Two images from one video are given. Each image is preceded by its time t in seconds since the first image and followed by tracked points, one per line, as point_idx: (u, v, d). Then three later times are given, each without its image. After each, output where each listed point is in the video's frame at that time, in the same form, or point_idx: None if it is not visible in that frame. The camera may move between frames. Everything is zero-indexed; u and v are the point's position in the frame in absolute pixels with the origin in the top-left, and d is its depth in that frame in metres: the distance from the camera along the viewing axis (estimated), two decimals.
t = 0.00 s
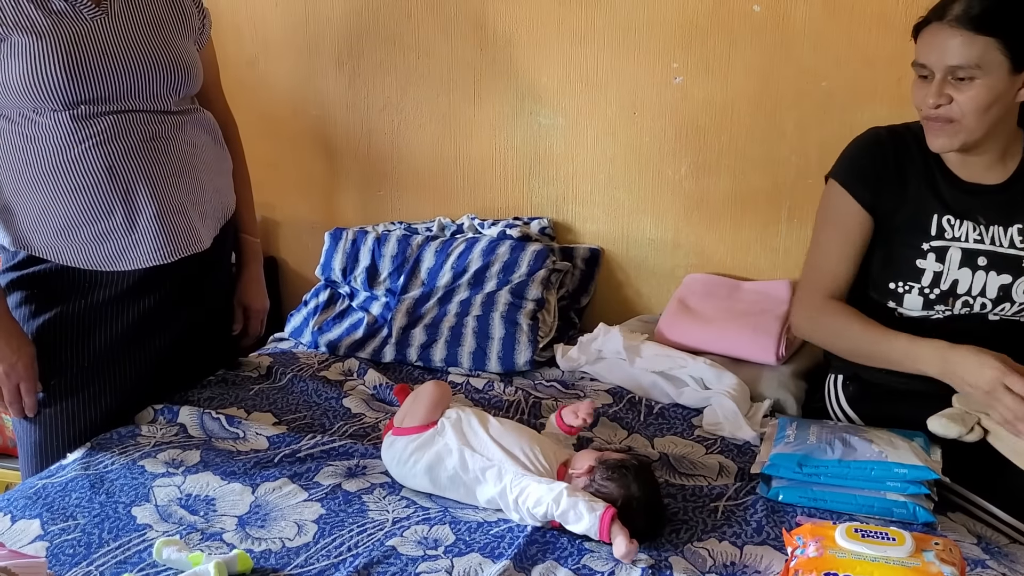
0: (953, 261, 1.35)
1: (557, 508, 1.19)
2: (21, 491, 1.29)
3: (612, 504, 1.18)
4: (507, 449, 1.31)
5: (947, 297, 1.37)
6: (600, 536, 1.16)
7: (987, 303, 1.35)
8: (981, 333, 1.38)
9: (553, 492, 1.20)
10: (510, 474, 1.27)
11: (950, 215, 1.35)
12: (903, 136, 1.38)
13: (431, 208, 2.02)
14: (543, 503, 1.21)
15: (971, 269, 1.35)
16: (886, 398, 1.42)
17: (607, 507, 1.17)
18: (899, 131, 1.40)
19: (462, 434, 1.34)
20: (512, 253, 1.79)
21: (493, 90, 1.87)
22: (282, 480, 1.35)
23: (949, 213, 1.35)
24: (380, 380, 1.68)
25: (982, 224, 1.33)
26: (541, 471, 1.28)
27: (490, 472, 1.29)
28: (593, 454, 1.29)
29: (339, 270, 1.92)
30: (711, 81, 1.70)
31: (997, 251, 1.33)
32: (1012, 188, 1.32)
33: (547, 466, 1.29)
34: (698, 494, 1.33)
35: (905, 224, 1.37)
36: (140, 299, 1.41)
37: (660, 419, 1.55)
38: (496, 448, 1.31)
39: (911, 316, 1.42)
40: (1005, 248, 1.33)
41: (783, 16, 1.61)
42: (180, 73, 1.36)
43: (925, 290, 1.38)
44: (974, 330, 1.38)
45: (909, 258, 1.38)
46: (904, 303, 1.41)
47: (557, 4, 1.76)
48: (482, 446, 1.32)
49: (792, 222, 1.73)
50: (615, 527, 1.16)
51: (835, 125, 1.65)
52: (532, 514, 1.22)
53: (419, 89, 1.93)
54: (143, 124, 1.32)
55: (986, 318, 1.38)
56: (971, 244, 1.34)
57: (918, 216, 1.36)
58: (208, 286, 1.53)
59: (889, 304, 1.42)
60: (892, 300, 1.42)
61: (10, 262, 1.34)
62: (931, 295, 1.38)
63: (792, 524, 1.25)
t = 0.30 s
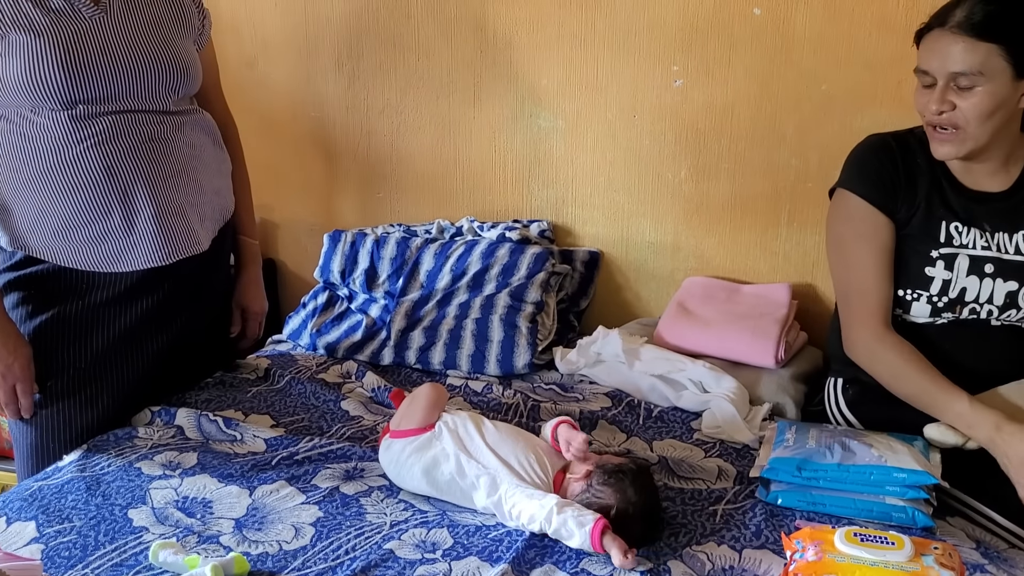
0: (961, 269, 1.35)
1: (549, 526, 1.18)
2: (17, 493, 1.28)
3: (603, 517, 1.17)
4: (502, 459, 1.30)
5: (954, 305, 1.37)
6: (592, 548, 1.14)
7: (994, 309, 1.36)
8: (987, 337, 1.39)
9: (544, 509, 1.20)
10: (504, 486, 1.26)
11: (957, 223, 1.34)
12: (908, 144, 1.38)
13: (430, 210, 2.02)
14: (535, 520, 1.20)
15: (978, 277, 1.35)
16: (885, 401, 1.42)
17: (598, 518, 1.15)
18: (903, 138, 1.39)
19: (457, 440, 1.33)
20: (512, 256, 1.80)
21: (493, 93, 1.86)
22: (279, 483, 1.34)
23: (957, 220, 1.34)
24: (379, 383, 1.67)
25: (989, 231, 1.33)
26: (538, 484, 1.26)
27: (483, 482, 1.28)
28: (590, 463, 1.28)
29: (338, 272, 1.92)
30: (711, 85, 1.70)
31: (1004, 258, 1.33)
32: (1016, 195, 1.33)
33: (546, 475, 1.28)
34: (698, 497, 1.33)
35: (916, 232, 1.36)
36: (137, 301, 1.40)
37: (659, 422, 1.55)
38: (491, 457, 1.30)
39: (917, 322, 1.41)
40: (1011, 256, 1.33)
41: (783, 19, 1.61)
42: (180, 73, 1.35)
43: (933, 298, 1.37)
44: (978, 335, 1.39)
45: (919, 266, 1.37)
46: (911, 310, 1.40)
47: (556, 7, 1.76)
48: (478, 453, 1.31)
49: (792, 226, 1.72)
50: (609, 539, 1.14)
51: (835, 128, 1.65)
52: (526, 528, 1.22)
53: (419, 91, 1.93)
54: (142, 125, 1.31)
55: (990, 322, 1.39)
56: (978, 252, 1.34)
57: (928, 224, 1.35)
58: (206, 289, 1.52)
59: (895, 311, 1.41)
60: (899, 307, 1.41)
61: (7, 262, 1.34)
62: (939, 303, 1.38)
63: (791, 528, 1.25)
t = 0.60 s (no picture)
0: (959, 269, 1.35)
1: (547, 517, 1.19)
2: (12, 491, 1.28)
3: (599, 504, 1.18)
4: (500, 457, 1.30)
5: (951, 305, 1.37)
6: (590, 536, 1.15)
7: (990, 310, 1.36)
8: (984, 338, 1.39)
9: (542, 500, 1.20)
10: (503, 483, 1.26)
11: (954, 223, 1.34)
12: (907, 144, 1.37)
13: (428, 209, 2.02)
14: (533, 513, 1.20)
15: (975, 277, 1.34)
16: (884, 402, 1.42)
17: (593, 506, 1.16)
18: (902, 137, 1.38)
19: (455, 439, 1.33)
20: (509, 255, 1.79)
21: (491, 91, 1.86)
22: (276, 482, 1.34)
23: (954, 220, 1.34)
24: (376, 381, 1.67)
25: (986, 232, 1.33)
26: (538, 481, 1.26)
27: (479, 480, 1.27)
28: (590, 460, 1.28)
29: (335, 271, 1.91)
30: (710, 84, 1.70)
31: (1001, 258, 1.33)
32: (1015, 195, 1.32)
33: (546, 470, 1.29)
34: (695, 497, 1.33)
35: (914, 232, 1.36)
36: (134, 298, 1.40)
37: (657, 422, 1.55)
38: (489, 455, 1.30)
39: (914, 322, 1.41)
40: (1009, 256, 1.33)
41: (782, 19, 1.61)
42: (177, 70, 1.35)
43: (930, 298, 1.37)
44: (976, 336, 1.39)
45: (916, 266, 1.37)
46: (908, 310, 1.40)
47: (555, 5, 1.76)
48: (475, 452, 1.31)
49: (790, 225, 1.72)
50: (605, 526, 1.15)
51: (833, 128, 1.64)
52: (525, 523, 1.22)
53: (417, 89, 1.93)
54: (140, 122, 1.31)
55: (988, 323, 1.39)
56: (975, 252, 1.34)
57: (925, 224, 1.35)
58: (203, 287, 1.51)
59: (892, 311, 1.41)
60: (895, 307, 1.41)
61: (4, 259, 1.33)
62: (936, 303, 1.38)
63: (789, 528, 1.24)
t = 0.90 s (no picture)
0: (956, 267, 1.34)
1: (565, 504, 1.17)
2: (6, 489, 1.27)
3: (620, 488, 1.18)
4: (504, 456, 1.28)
5: (948, 303, 1.37)
6: (612, 521, 1.15)
7: (987, 309, 1.36)
8: (980, 336, 1.39)
9: (557, 487, 1.19)
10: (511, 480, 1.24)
11: (953, 220, 1.34)
12: (907, 140, 1.37)
13: (424, 206, 2.01)
14: (550, 501, 1.19)
15: (973, 275, 1.34)
16: (881, 399, 1.41)
17: (615, 491, 1.16)
18: (902, 134, 1.38)
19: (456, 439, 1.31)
20: (506, 252, 1.79)
21: (488, 88, 1.86)
22: (272, 480, 1.34)
23: (953, 218, 1.34)
24: (372, 379, 1.67)
25: (984, 230, 1.33)
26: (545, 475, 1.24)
27: (486, 480, 1.26)
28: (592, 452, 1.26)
29: (332, 268, 1.91)
30: (708, 81, 1.69)
31: (999, 257, 1.33)
32: (1014, 194, 1.33)
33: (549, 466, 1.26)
34: (693, 495, 1.33)
35: (913, 229, 1.35)
36: (129, 296, 1.39)
37: (654, 419, 1.54)
38: (492, 455, 1.28)
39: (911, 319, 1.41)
40: (1006, 255, 1.33)
41: (780, 16, 1.61)
42: (173, 66, 1.34)
43: (928, 296, 1.37)
44: (973, 334, 1.39)
45: (915, 263, 1.36)
46: (905, 307, 1.40)
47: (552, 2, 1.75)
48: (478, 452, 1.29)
49: (788, 223, 1.72)
50: (627, 509, 1.16)
51: (831, 125, 1.64)
52: (538, 514, 1.20)
53: (414, 86, 1.92)
54: (136, 118, 1.30)
55: (984, 321, 1.39)
56: (974, 250, 1.33)
57: (925, 221, 1.34)
58: (199, 284, 1.51)
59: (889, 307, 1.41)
60: (892, 303, 1.40)
61: None
62: (933, 301, 1.37)
63: (786, 525, 1.24)
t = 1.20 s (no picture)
0: (959, 259, 1.34)
1: (563, 481, 1.16)
2: (3, 481, 1.27)
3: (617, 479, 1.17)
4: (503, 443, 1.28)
5: (950, 296, 1.37)
6: (606, 509, 1.14)
7: (989, 301, 1.36)
8: (981, 329, 1.39)
9: (556, 465, 1.18)
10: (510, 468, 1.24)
11: (957, 212, 1.33)
12: (910, 131, 1.37)
13: (421, 198, 2.01)
14: (549, 479, 1.18)
15: (975, 268, 1.34)
16: (879, 392, 1.42)
17: (612, 481, 1.16)
18: (906, 125, 1.38)
19: (454, 430, 1.31)
20: (504, 244, 1.78)
21: (485, 79, 1.85)
22: (269, 472, 1.33)
23: (957, 210, 1.33)
24: (369, 371, 1.66)
25: (988, 222, 1.33)
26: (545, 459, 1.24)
27: (486, 468, 1.25)
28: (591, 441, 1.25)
29: (329, 260, 1.91)
30: (707, 73, 1.69)
31: (1001, 250, 1.33)
32: (1016, 186, 1.32)
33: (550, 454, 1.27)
34: (689, 487, 1.32)
35: (915, 221, 1.35)
36: (126, 287, 1.39)
37: (651, 412, 1.54)
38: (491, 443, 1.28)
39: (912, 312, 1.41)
40: (1009, 248, 1.33)
41: (780, 7, 1.60)
42: (170, 57, 1.34)
43: (930, 288, 1.37)
44: (974, 327, 1.39)
45: (917, 256, 1.36)
46: (906, 300, 1.40)
47: None
48: (476, 441, 1.29)
49: (786, 215, 1.72)
50: (621, 499, 1.16)
51: (830, 117, 1.64)
52: (538, 496, 1.19)
53: (411, 76, 1.92)
54: (131, 109, 1.30)
55: (985, 314, 1.39)
56: (977, 242, 1.33)
57: (928, 213, 1.34)
58: (196, 276, 1.51)
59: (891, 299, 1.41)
60: (893, 295, 1.40)
61: None
62: (935, 293, 1.37)
63: (783, 517, 1.24)
